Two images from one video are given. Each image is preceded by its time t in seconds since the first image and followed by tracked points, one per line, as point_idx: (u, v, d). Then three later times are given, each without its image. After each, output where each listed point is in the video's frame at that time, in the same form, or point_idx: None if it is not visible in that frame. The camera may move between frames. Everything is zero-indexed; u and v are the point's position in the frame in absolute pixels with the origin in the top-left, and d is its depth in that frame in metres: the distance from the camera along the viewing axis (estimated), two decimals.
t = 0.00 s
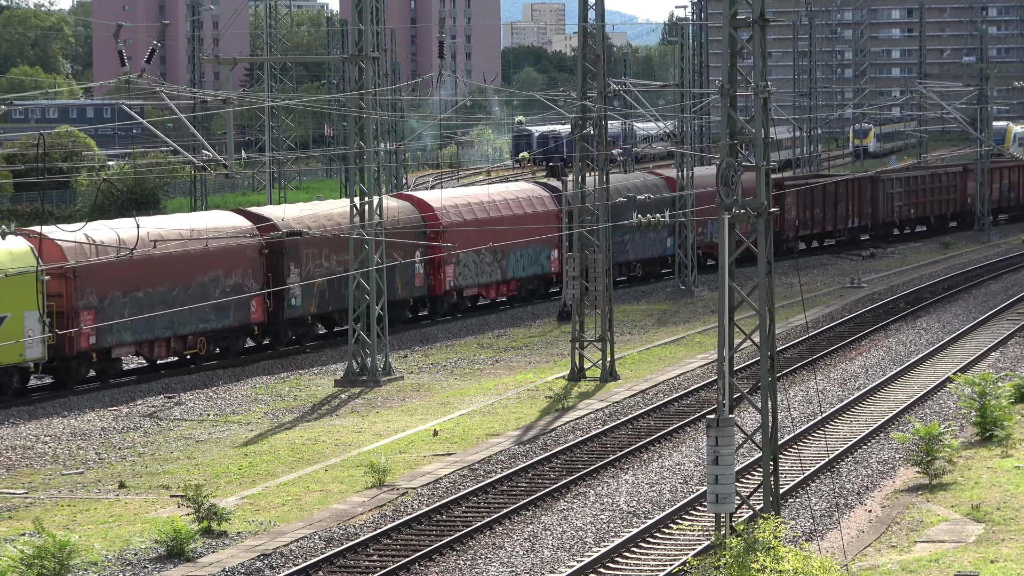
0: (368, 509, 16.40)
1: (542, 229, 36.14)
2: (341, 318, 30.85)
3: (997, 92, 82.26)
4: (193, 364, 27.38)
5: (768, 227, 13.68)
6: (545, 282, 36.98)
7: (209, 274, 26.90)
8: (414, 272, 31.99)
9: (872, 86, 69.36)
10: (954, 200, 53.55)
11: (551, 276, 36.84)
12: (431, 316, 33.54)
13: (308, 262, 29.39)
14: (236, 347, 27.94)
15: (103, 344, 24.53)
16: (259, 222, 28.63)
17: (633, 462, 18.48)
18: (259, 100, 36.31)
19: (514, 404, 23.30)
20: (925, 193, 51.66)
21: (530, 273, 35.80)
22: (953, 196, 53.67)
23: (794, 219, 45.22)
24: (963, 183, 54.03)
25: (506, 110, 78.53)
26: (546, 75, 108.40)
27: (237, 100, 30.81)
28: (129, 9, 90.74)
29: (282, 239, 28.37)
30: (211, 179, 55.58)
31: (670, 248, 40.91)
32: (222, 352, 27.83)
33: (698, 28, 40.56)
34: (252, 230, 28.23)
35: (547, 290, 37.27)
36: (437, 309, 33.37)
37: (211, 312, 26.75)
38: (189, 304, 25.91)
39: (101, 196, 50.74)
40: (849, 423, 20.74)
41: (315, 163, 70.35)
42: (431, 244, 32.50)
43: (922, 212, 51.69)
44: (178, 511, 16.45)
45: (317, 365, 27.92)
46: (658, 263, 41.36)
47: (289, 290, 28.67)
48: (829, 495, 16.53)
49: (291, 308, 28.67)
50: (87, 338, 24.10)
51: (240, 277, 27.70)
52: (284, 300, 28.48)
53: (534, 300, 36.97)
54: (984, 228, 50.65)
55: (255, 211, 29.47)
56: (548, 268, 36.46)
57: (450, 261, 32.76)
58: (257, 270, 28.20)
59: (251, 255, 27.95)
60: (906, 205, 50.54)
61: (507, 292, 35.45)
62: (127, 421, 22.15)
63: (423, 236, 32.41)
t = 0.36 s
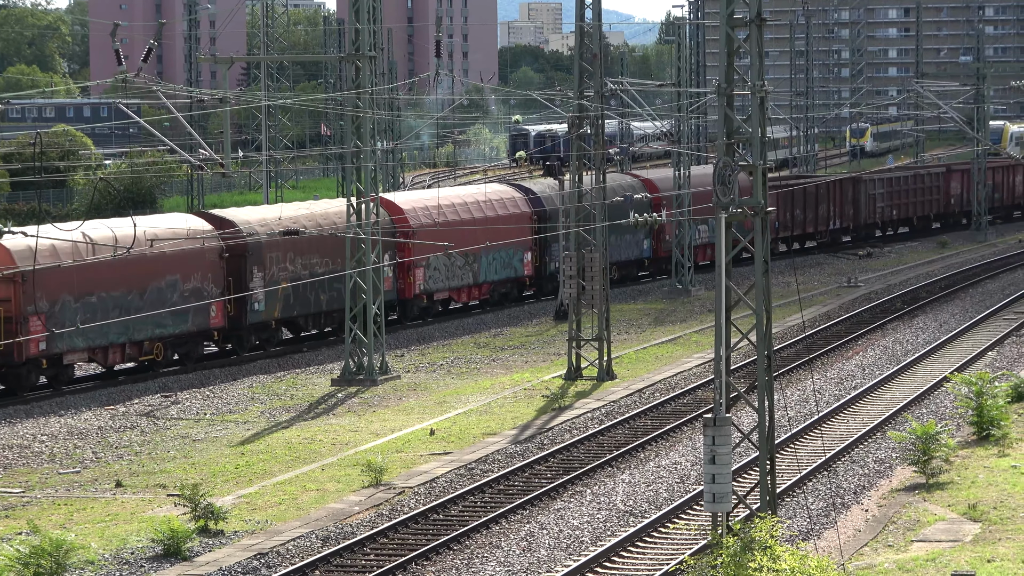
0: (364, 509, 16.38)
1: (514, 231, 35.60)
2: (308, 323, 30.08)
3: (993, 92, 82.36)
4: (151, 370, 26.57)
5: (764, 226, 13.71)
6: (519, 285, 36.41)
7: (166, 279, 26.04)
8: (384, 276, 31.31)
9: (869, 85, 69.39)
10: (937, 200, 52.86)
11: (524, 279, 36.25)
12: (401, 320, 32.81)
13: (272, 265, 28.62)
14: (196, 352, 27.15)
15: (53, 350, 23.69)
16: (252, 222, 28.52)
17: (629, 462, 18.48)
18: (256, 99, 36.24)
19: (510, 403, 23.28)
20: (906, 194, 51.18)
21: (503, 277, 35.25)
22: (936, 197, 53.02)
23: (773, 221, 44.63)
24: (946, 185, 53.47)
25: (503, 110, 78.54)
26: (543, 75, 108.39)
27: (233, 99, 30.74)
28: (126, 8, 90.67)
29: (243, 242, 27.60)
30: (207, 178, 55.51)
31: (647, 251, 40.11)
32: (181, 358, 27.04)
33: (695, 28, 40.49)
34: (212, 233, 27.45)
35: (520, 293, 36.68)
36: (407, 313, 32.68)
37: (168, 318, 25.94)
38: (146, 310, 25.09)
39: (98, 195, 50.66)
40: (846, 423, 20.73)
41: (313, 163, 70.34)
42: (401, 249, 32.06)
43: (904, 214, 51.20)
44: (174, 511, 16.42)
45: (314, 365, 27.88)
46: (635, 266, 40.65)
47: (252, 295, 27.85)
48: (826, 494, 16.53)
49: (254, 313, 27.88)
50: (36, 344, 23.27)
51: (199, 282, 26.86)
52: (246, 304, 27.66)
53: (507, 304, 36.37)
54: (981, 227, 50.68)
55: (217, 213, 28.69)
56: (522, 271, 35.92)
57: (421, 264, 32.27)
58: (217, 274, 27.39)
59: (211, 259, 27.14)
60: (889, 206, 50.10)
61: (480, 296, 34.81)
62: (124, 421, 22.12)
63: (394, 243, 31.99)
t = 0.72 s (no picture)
0: (361, 507, 16.37)
1: (485, 234, 34.69)
2: (273, 327, 29.12)
3: (990, 90, 82.49)
4: (106, 375, 25.72)
5: (762, 225, 13.71)
6: (492, 288, 35.47)
7: (121, 283, 25.18)
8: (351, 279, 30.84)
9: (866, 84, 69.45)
10: (920, 200, 52.17)
11: (497, 282, 35.30)
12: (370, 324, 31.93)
13: (234, 268, 27.67)
14: (154, 358, 26.31)
15: None
16: (245, 222, 28.44)
17: (626, 461, 18.47)
18: (253, 97, 36.20)
19: (507, 402, 23.27)
20: (889, 195, 50.60)
21: (474, 280, 34.33)
22: (919, 197, 52.23)
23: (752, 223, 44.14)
24: (930, 185, 52.72)
25: (501, 108, 78.59)
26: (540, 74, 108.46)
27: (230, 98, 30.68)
28: (123, 7, 90.64)
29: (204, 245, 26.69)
30: (204, 176, 55.48)
31: (623, 253, 39.06)
32: (138, 363, 26.19)
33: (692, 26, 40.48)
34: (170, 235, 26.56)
35: (493, 297, 35.78)
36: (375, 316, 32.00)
37: (124, 322, 25.08)
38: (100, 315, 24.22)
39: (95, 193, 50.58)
40: (842, 422, 20.74)
41: (310, 162, 70.39)
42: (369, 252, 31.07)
43: (887, 215, 50.61)
44: (171, 509, 16.40)
45: (312, 363, 27.86)
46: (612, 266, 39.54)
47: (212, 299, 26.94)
48: (822, 493, 16.53)
49: (215, 318, 26.97)
50: None
51: (156, 286, 26.02)
52: (206, 309, 26.73)
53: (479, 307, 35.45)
54: (978, 226, 50.71)
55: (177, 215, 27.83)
56: (494, 274, 35.01)
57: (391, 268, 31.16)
58: (175, 278, 26.52)
59: (169, 262, 26.25)
60: (871, 206, 49.61)
61: (450, 299, 33.78)
62: (121, 419, 22.10)
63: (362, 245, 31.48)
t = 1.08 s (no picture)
0: (357, 507, 16.34)
1: (455, 238, 33.84)
2: (234, 334, 28.11)
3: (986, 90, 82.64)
4: (59, 383, 24.75)
5: (757, 225, 13.69)
6: (463, 293, 34.83)
7: (72, 288, 24.24)
8: (316, 284, 29.92)
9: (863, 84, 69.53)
10: (902, 202, 51.91)
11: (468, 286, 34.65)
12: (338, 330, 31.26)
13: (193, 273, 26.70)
14: (108, 365, 25.36)
15: None
16: (240, 222, 28.37)
17: (622, 460, 18.46)
18: (250, 97, 36.19)
19: (503, 401, 23.27)
20: (869, 197, 50.29)
21: (445, 284, 33.60)
22: (900, 199, 51.93)
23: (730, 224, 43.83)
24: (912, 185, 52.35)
25: (497, 107, 78.64)
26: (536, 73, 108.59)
27: (225, 98, 30.65)
28: (119, 7, 90.54)
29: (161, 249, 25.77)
30: (200, 176, 55.48)
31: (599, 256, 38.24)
32: (92, 370, 25.22)
33: (688, 26, 40.55)
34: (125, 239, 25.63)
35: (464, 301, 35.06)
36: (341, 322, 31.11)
37: (75, 329, 24.18)
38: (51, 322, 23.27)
39: (91, 193, 50.59)
40: (838, 422, 20.74)
41: (306, 162, 70.39)
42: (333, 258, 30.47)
43: (868, 217, 50.29)
44: (167, 509, 16.38)
45: (308, 363, 27.86)
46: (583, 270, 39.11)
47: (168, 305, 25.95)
48: (819, 493, 16.53)
49: (172, 324, 26.00)
50: None
51: (110, 291, 25.11)
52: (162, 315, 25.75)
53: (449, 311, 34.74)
54: (974, 226, 50.80)
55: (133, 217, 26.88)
56: (465, 277, 34.33)
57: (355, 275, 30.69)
58: (130, 283, 25.59)
59: (124, 267, 25.34)
60: (852, 208, 49.28)
61: (419, 304, 33.05)
62: (117, 419, 22.08)
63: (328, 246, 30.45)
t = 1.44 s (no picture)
0: (353, 508, 16.33)
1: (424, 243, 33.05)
2: (193, 341, 27.09)
3: (982, 91, 82.80)
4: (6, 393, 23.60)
5: (752, 226, 13.68)
6: (432, 298, 33.90)
7: (20, 295, 23.11)
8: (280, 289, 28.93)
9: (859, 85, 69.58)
10: (883, 205, 50.95)
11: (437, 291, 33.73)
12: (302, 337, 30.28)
13: (148, 279, 25.72)
14: (59, 374, 24.28)
15: None
16: (237, 223, 28.35)
17: (617, 461, 18.45)
18: (245, 97, 36.13)
19: (499, 402, 23.24)
20: (849, 200, 49.39)
21: (413, 289, 32.64)
22: (881, 201, 51.08)
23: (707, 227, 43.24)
24: (893, 188, 51.45)
25: (493, 108, 78.71)
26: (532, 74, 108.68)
27: (222, 97, 30.54)
28: (115, 7, 90.51)
29: (114, 255, 24.75)
30: (196, 177, 55.44)
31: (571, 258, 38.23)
32: (42, 380, 24.11)
33: (684, 27, 40.58)
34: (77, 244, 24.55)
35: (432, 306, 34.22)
36: (308, 329, 30.24)
37: (23, 337, 23.02)
38: None
39: (87, 194, 50.56)
40: (834, 422, 20.74)
41: (302, 162, 70.46)
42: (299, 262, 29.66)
43: (848, 220, 49.41)
44: (163, 510, 16.35)
45: (304, 363, 27.85)
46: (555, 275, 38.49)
47: (122, 311, 24.99)
48: (815, 494, 16.53)
49: (126, 331, 25.02)
50: None
51: (60, 298, 24.01)
52: (115, 322, 24.77)
53: (417, 317, 33.79)
54: (970, 227, 50.84)
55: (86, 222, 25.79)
56: (434, 282, 33.42)
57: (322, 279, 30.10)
58: (81, 289, 24.50)
59: (75, 272, 24.26)
60: (832, 211, 48.29)
61: (387, 309, 31.80)
62: (113, 420, 22.04)
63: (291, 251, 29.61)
